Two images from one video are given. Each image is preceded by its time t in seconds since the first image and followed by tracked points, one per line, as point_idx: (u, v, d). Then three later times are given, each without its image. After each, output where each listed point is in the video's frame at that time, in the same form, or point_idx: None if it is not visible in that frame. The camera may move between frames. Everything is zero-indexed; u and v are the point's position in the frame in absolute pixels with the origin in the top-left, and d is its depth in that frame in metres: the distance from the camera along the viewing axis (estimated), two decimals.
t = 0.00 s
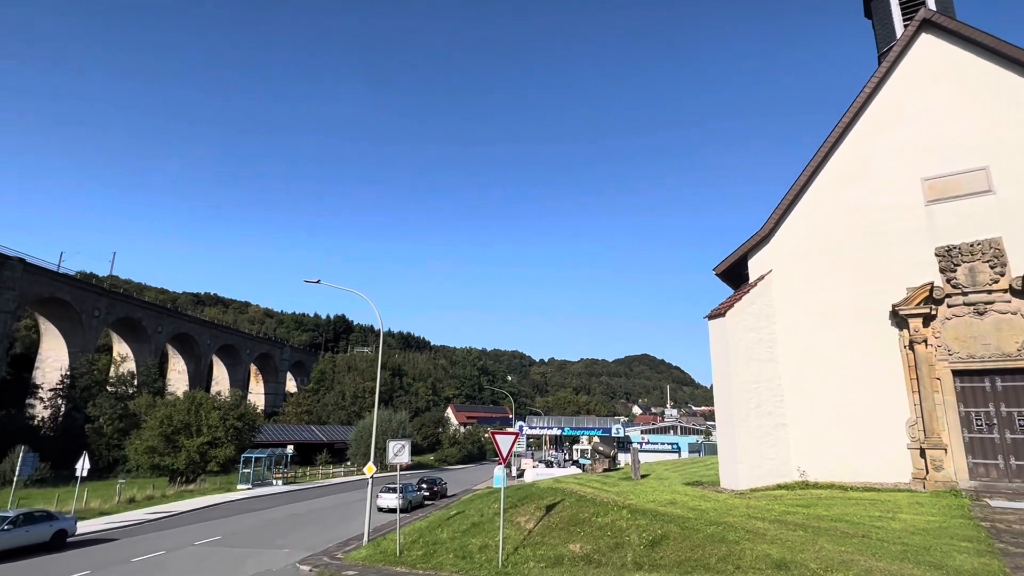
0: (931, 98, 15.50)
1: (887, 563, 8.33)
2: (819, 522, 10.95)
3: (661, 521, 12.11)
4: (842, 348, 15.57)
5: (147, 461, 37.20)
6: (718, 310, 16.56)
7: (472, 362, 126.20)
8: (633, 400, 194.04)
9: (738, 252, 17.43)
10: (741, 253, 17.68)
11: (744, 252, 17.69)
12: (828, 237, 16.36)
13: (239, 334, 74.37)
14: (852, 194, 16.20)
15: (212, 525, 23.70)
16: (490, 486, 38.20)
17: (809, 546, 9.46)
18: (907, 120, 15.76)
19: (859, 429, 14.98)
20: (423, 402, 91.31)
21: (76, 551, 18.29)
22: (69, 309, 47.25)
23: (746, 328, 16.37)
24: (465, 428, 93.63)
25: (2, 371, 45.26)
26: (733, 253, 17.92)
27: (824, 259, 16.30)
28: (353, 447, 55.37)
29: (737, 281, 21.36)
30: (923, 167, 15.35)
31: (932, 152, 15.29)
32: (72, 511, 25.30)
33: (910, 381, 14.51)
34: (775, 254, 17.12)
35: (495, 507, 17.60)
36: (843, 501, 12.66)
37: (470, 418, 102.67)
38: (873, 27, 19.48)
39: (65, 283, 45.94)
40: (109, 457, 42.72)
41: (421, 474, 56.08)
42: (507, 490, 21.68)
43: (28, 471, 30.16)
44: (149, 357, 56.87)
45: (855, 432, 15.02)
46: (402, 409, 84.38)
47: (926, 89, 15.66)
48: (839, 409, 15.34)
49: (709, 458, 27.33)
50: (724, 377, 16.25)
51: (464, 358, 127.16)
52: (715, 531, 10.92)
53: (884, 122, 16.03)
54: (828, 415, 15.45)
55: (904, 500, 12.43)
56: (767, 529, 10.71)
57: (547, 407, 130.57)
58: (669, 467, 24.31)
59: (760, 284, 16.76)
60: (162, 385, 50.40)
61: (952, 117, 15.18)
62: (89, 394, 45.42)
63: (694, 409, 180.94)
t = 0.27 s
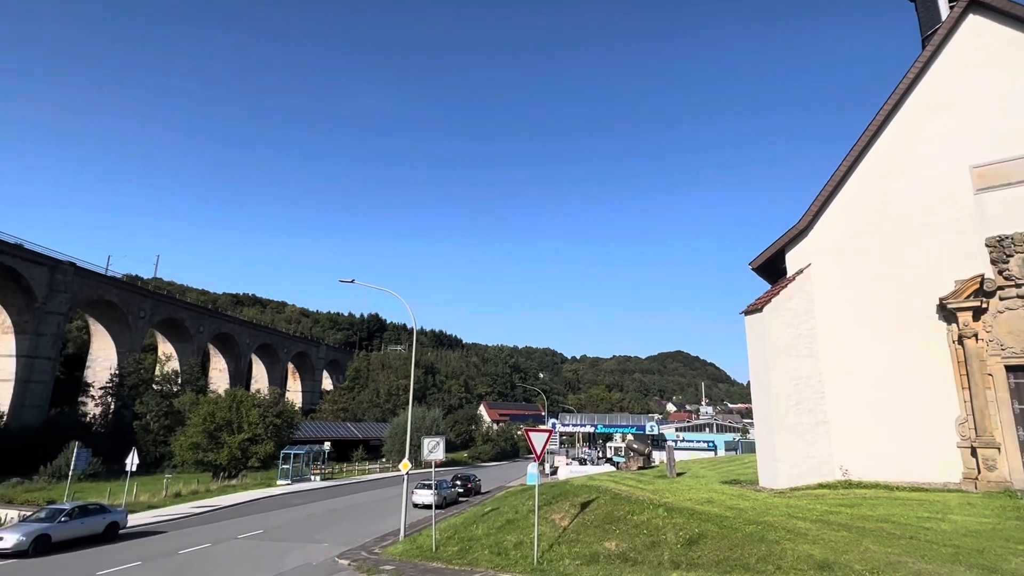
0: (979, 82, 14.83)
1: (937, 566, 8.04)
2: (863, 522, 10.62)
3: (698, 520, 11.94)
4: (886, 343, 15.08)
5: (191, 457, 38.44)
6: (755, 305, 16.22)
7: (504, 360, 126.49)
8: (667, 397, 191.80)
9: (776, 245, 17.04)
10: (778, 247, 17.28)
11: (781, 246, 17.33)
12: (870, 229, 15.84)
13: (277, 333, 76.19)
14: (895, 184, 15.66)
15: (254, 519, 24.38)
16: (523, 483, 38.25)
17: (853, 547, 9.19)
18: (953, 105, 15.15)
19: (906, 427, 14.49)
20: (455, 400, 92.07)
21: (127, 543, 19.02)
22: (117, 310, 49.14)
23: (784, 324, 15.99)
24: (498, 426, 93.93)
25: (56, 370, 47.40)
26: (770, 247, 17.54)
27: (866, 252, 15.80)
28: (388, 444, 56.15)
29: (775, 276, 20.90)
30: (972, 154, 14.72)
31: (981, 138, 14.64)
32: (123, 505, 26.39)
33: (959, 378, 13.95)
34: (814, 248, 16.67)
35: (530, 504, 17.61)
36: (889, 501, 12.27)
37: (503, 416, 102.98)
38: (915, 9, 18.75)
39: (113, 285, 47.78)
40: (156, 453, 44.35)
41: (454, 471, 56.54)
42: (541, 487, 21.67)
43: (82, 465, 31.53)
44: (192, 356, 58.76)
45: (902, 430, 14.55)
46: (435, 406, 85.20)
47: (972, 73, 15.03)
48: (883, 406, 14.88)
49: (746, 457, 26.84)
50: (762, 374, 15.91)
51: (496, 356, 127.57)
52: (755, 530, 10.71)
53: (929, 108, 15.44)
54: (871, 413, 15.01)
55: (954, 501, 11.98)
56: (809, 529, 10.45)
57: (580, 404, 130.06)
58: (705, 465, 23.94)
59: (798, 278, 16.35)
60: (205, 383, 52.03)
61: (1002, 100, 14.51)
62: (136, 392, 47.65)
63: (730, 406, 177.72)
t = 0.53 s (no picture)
0: None
1: (991, 569, 7.71)
2: (911, 523, 10.26)
3: (737, 518, 11.75)
4: (934, 338, 14.54)
5: (233, 452, 39.62)
6: (794, 299, 15.81)
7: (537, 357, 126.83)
8: (702, 394, 188.90)
9: (815, 238, 16.60)
10: (818, 239, 16.82)
11: (822, 237, 16.82)
12: (916, 219, 15.26)
13: (313, 332, 77.83)
14: (942, 172, 15.07)
15: (294, 513, 25.02)
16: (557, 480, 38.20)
17: (900, 548, 8.91)
18: (1003, 90, 14.56)
19: (956, 424, 13.97)
20: (488, 397, 92.51)
21: (175, 535, 19.74)
22: (162, 310, 50.94)
23: (824, 318, 15.52)
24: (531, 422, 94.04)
25: (106, 369, 49.45)
26: (809, 239, 17.09)
27: (911, 243, 15.24)
28: (422, 440, 56.75)
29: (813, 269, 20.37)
30: None
31: None
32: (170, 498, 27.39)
33: (1012, 373, 13.34)
34: (856, 240, 16.14)
35: (565, 501, 17.59)
36: (938, 501, 11.83)
37: (536, 413, 103.07)
38: None
39: (158, 286, 49.56)
40: (200, 448, 45.79)
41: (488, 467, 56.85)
42: (575, 484, 21.61)
43: (132, 460, 32.85)
44: (233, 354, 60.51)
45: (952, 427, 14.03)
46: (468, 403, 85.83)
47: None
48: (931, 403, 14.37)
49: (784, 454, 26.26)
50: (801, 369, 15.50)
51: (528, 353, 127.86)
52: (796, 530, 10.48)
53: (977, 94, 14.86)
54: (917, 410, 14.52)
55: (1008, 501, 11.48)
56: (852, 529, 10.16)
57: (613, 401, 129.25)
58: (742, 463, 23.48)
59: (839, 271, 15.87)
60: (245, 380, 53.52)
61: None
62: (180, 389, 49.00)
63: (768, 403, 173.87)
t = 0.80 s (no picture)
0: None
1: None
2: (962, 523, 9.89)
3: (776, 516, 11.53)
4: (984, 331, 13.92)
5: (273, 447, 40.69)
6: (833, 293, 15.41)
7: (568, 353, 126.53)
8: (738, 390, 185.46)
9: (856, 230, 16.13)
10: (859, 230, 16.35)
11: (863, 229, 16.43)
12: (965, 207, 14.63)
13: (348, 329, 79.23)
14: (992, 158, 14.41)
15: (333, 507, 25.57)
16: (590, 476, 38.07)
17: (950, 549, 8.59)
18: None
19: (1007, 420, 13.38)
20: (520, 393, 92.72)
21: (219, 527, 20.39)
22: (203, 309, 52.60)
23: (866, 311, 15.07)
24: (563, 419, 93.86)
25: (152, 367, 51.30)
26: (850, 230, 16.64)
27: (959, 233, 14.63)
28: (456, 436, 57.24)
29: (856, 262, 19.82)
30: None
31: None
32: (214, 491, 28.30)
33: None
34: (899, 230, 15.61)
35: (599, 497, 17.51)
36: (991, 501, 11.36)
37: (568, 409, 102.82)
38: None
39: (200, 286, 51.17)
40: (241, 442, 47.13)
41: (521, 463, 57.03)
42: (609, 480, 21.50)
43: (178, 454, 34.02)
44: (271, 352, 62.08)
45: (1005, 423, 13.42)
46: (501, 399, 86.18)
47: None
48: (981, 399, 13.76)
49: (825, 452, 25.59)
50: (842, 364, 15.10)
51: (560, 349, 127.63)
52: (838, 528, 10.23)
53: None
54: (967, 406, 13.93)
55: None
56: (899, 528, 9.85)
57: (647, 397, 128.08)
58: (781, 460, 22.97)
59: (881, 263, 15.40)
60: (284, 377, 54.84)
61: None
62: (222, 385, 50.55)
63: (807, 399, 169.76)
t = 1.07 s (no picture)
0: None
1: None
2: (1016, 523, 9.48)
3: (817, 514, 11.27)
4: None
5: (310, 441, 41.62)
6: (875, 285, 14.96)
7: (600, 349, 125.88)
8: (774, 385, 181.65)
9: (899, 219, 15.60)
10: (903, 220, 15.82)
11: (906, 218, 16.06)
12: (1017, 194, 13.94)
13: (381, 326, 80.36)
14: None
15: (368, 500, 26.02)
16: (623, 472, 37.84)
17: (1002, 549, 8.27)
18: None
19: None
20: (552, 388, 92.68)
21: (259, 518, 20.96)
22: (242, 307, 54.05)
23: (910, 304, 14.58)
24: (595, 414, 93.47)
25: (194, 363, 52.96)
26: (894, 219, 16.13)
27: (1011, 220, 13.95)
28: (488, 431, 57.54)
29: (901, 253, 19.18)
30: None
31: None
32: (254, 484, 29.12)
33: None
34: (947, 219, 15.02)
35: (633, 493, 17.38)
36: None
37: (600, 404, 102.33)
38: None
39: (238, 285, 52.60)
40: (280, 437, 48.31)
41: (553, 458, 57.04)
42: (643, 476, 21.33)
43: (219, 448, 35.06)
44: (307, 348, 63.43)
45: None
46: (532, 394, 86.32)
47: None
48: None
49: (867, 449, 24.89)
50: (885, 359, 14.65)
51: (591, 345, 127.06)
52: (882, 527, 9.94)
53: None
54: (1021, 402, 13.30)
55: None
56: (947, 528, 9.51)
57: (680, 393, 126.59)
58: (821, 457, 22.38)
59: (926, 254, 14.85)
60: (319, 372, 55.99)
61: None
62: (261, 381, 51.92)
63: (846, 395, 165.28)
